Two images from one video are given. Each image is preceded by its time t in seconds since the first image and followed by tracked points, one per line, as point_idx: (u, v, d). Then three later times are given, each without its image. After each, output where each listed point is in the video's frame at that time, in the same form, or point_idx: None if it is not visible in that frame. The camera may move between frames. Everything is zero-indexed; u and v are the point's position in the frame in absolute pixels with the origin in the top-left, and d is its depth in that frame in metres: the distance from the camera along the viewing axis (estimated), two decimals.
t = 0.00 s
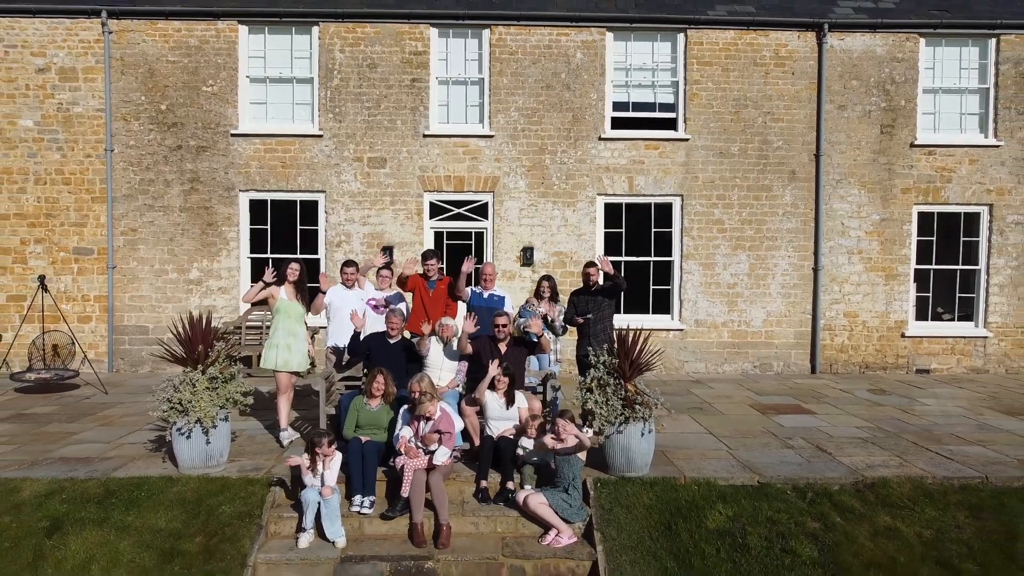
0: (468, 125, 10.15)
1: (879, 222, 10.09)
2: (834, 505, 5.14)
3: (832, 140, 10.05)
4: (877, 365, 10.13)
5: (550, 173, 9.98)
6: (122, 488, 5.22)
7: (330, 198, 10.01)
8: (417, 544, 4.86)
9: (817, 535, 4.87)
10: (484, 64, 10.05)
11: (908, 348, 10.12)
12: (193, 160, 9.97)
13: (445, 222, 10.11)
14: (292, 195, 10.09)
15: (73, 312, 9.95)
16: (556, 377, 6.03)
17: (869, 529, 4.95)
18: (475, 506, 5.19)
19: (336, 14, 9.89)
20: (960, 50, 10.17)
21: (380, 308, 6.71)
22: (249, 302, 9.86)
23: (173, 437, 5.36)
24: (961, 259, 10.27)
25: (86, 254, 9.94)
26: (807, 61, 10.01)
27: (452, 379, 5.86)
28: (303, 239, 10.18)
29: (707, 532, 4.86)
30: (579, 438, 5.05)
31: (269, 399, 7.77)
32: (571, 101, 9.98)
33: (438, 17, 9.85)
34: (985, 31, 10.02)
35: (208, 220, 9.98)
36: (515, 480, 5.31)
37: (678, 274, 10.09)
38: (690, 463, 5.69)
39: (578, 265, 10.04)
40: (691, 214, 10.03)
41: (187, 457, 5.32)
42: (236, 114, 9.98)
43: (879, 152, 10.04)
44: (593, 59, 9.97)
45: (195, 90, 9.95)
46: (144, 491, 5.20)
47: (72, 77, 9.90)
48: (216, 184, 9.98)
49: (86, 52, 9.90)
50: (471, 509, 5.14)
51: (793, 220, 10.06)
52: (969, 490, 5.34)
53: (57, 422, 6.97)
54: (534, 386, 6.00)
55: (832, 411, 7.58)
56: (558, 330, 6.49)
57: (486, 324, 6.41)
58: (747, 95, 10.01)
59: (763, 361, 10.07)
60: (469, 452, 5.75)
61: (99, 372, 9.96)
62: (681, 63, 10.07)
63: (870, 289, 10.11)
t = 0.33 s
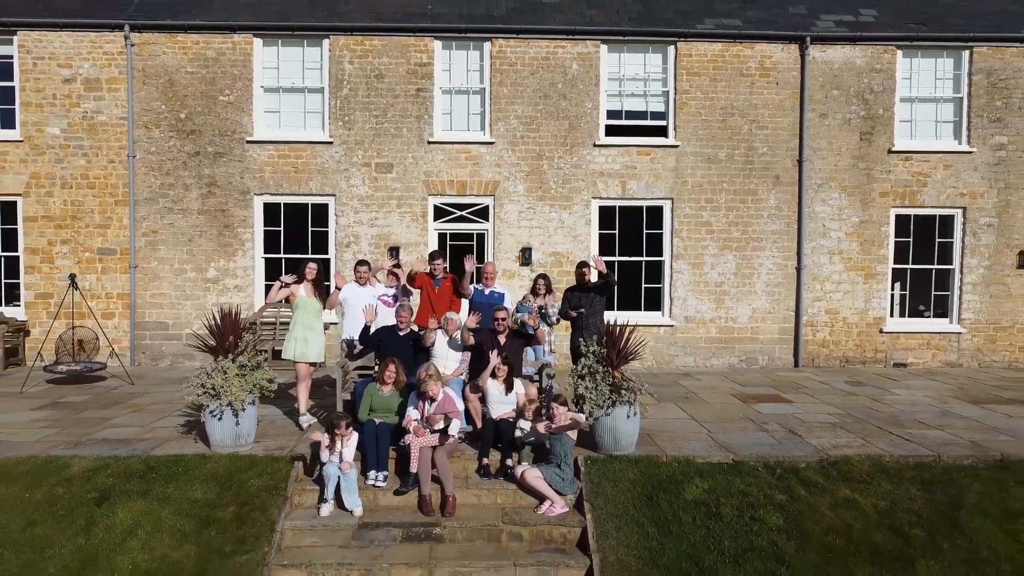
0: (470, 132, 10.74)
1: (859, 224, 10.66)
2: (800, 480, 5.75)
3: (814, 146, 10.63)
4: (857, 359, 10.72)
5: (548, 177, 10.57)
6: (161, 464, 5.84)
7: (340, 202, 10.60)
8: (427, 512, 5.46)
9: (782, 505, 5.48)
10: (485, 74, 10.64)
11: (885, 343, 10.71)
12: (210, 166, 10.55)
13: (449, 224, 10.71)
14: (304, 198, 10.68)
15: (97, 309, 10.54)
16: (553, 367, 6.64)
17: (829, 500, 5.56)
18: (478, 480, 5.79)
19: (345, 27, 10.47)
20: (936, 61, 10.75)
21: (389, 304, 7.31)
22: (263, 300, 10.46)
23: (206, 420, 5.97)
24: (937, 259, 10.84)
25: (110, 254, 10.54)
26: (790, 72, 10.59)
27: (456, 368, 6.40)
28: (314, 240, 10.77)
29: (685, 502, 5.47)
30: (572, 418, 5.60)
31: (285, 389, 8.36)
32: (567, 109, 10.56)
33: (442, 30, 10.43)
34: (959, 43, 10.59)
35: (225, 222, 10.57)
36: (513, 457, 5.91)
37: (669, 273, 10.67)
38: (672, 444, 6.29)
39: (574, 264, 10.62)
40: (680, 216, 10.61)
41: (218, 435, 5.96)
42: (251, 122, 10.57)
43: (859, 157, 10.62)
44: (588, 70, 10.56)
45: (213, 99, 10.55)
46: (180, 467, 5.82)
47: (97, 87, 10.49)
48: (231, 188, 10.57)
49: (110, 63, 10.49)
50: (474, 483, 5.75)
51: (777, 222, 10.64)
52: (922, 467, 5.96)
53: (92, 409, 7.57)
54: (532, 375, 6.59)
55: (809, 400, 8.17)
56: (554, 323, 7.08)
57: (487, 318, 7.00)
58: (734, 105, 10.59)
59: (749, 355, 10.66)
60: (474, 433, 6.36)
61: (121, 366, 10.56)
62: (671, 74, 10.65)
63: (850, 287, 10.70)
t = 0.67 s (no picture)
0: (472, 141, 11.48)
1: (835, 226, 11.39)
2: (764, 455, 6.51)
3: (793, 154, 11.36)
4: (833, 352, 11.44)
5: (544, 182, 11.30)
6: (198, 441, 6.60)
7: (350, 205, 11.33)
8: (433, 482, 6.22)
9: (747, 476, 6.23)
10: (485, 87, 11.38)
11: (860, 338, 11.44)
12: (229, 172, 11.29)
13: (451, 226, 11.45)
14: (316, 202, 11.41)
15: (122, 306, 11.28)
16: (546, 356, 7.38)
17: (789, 472, 6.31)
18: (478, 456, 6.54)
19: (355, 43, 11.21)
20: (907, 74, 11.49)
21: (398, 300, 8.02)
22: (278, 297, 11.20)
23: (238, 402, 6.76)
24: (909, 259, 11.57)
25: (134, 254, 11.27)
26: (771, 84, 11.33)
27: (459, 357, 7.20)
28: (325, 241, 11.50)
29: (661, 474, 6.23)
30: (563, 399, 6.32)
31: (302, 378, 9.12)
32: (562, 119, 11.30)
33: (445, 45, 11.17)
34: (928, 57, 11.32)
35: (242, 224, 11.31)
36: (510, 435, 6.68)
37: (657, 273, 11.40)
38: (652, 424, 7.06)
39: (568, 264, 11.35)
40: (668, 218, 11.34)
41: (247, 415, 6.72)
42: (267, 131, 11.30)
43: (835, 164, 11.35)
44: (582, 82, 11.29)
45: (231, 110, 11.29)
46: (215, 444, 6.58)
47: (123, 99, 11.24)
48: (248, 193, 11.31)
49: (135, 76, 11.23)
50: (475, 458, 6.50)
51: (759, 224, 11.37)
52: (874, 444, 6.71)
53: (128, 396, 8.32)
54: (527, 363, 7.36)
55: (782, 389, 8.91)
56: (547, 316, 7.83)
57: (487, 312, 7.74)
58: (718, 115, 11.33)
59: (732, 349, 11.39)
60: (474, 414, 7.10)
61: (145, 358, 11.29)
62: (660, 86, 11.39)
63: (827, 285, 11.42)
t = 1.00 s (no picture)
0: (471, 149, 12.34)
1: (810, 228, 12.25)
2: (729, 432, 7.39)
3: (770, 161, 12.22)
4: (807, 346, 12.30)
5: (538, 188, 12.17)
6: (230, 420, 7.48)
7: (358, 209, 12.20)
8: (436, 454, 7.09)
9: (712, 449, 7.12)
10: (484, 99, 12.25)
11: (832, 332, 12.30)
12: (246, 178, 12.15)
13: (453, 229, 12.32)
14: (326, 206, 12.28)
15: (147, 302, 12.14)
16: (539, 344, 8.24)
17: (750, 446, 7.19)
18: (476, 433, 7.42)
19: (363, 58, 12.08)
20: (876, 87, 12.36)
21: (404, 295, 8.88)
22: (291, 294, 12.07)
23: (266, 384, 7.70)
24: (878, 259, 12.43)
25: (158, 254, 12.13)
26: (749, 96, 12.20)
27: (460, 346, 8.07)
28: (335, 242, 12.37)
29: (638, 447, 7.11)
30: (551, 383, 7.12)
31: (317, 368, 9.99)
32: (555, 129, 12.17)
33: (447, 60, 12.04)
34: (895, 72, 12.19)
35: (258, 226, 12.17)
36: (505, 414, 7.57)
37: (644, 272, 12.27)
38: (632, 407, 7.94)
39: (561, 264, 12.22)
40: (654, 221, 12.20)
41: (273, 396, 7.69)
42: (281, 140, 12.17)
43: (809, 170, 12.21)
44: (574, 95, 12.16)
45: (248, 120, 12.15)
46: (244, 422, 7.46)
47: (148, 110, 12.10)
48: (263, 197, 12.16)
49: (159, 89, 12.09)
50: (474, 434, 7.38)
51: (738, 226, 12.22)
52: (827, 423, 7.59)
53: (160, 383, 9.19)
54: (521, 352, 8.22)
55: (754, 377, 9.78)
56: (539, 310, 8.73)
57: (485, 306, 8.60)
58: (700, 125, 12.19)
59: (714, 342, 12.25)
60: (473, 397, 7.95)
61: (168, 351, 12.15)
62: (646, 98, 12.25)
63: (802, 283, 12.28)
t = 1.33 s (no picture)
0: (471, 156, 13.32)
1: (784, 230, 13.22)
2: (698, 411, 8.39)
3: (747, 168, 13.19)
4: (782, 339, 13.28)
5: (533, 193, 13.14)
6: (257, 400, 8.47)
7: (366, 212, 13.18)
8: (439, 430, 8.06)
9: (682, 425, 8.10)
10: (482, 110, 13.24)
11: (805, 327, 13.29)
12: (262, 184, 13.13)
13: (453, 230, 13.30)
14: (336, 209, 13.25)
15: (170, 299, 13.11)
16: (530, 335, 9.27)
17: (716, 423, 8.17)
18: (474, 412, 8.40)
19: (371, 73, 13.06)
20: (846, 99, 13.34)
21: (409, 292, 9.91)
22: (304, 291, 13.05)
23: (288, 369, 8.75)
24: (848, 258, 13.40)
25: (181, 254, 13.10)
26: (728, 108, 13.17)
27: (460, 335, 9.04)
28: (344, 243, 13.35)
29: (616, 424, 8.10)
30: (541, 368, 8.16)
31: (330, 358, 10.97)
32: (549, 138, 13.15)
33: (448, 75, 13.02)
34: (863, 85, 13.16)
35: (273, 228, 13.15)
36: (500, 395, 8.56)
37: (630, 270, 13.24)
38: (613, 391, 8.95)
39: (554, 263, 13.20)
40: (639, 224, 13.18)
41: (294, 380, 8.75)
42: (294, 148, 13.14)
43: (784, 176, 13.18)
44: (566, 106, 13.14)
45: (265, 130, 13.13)
46: (270, 403, 8.45)
47: (171, 121, 13.08)
48: (278, 202, 13.14)
49: (182, 101, 13.07)
50: (472, 413, 8.37)
51: (718, 228, 13.20)
52: (785, 404, 8.57)
53: (190, 370, 10.18)
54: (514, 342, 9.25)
55: (727, 366, 10.76)
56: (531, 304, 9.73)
57: (482, 300, 9.58)
58: (682, 135, 13.18)
59: (695, 336, 13.22)
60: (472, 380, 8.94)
61: (190, 344, 13.12)
62: (633, 110, 13.23)
63: (777, 281, 13.25)
